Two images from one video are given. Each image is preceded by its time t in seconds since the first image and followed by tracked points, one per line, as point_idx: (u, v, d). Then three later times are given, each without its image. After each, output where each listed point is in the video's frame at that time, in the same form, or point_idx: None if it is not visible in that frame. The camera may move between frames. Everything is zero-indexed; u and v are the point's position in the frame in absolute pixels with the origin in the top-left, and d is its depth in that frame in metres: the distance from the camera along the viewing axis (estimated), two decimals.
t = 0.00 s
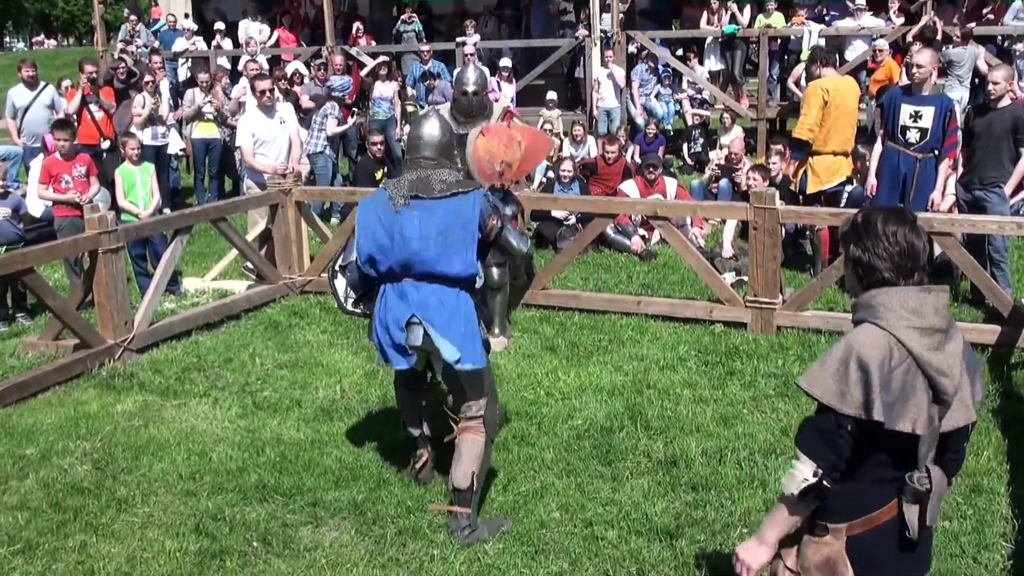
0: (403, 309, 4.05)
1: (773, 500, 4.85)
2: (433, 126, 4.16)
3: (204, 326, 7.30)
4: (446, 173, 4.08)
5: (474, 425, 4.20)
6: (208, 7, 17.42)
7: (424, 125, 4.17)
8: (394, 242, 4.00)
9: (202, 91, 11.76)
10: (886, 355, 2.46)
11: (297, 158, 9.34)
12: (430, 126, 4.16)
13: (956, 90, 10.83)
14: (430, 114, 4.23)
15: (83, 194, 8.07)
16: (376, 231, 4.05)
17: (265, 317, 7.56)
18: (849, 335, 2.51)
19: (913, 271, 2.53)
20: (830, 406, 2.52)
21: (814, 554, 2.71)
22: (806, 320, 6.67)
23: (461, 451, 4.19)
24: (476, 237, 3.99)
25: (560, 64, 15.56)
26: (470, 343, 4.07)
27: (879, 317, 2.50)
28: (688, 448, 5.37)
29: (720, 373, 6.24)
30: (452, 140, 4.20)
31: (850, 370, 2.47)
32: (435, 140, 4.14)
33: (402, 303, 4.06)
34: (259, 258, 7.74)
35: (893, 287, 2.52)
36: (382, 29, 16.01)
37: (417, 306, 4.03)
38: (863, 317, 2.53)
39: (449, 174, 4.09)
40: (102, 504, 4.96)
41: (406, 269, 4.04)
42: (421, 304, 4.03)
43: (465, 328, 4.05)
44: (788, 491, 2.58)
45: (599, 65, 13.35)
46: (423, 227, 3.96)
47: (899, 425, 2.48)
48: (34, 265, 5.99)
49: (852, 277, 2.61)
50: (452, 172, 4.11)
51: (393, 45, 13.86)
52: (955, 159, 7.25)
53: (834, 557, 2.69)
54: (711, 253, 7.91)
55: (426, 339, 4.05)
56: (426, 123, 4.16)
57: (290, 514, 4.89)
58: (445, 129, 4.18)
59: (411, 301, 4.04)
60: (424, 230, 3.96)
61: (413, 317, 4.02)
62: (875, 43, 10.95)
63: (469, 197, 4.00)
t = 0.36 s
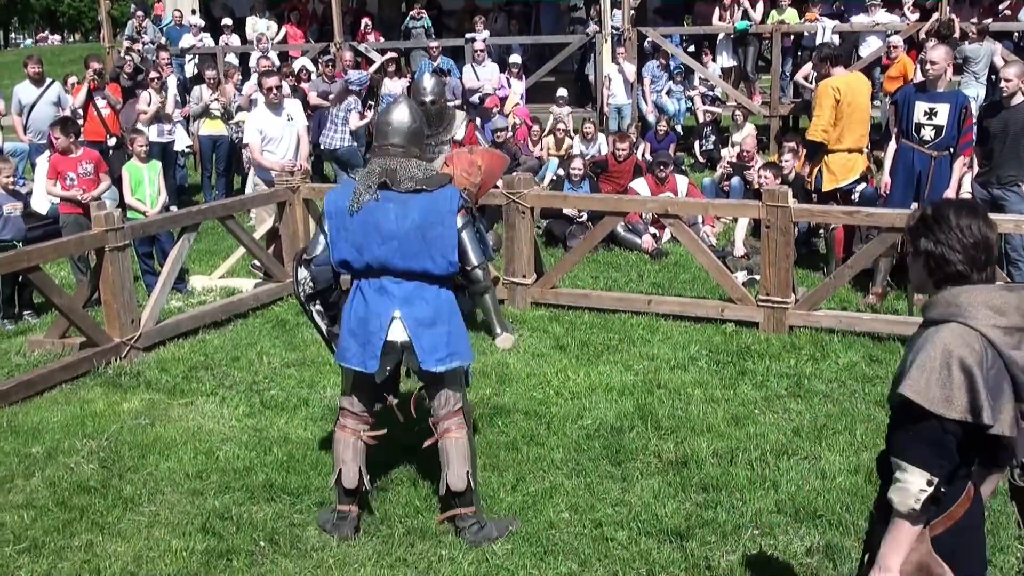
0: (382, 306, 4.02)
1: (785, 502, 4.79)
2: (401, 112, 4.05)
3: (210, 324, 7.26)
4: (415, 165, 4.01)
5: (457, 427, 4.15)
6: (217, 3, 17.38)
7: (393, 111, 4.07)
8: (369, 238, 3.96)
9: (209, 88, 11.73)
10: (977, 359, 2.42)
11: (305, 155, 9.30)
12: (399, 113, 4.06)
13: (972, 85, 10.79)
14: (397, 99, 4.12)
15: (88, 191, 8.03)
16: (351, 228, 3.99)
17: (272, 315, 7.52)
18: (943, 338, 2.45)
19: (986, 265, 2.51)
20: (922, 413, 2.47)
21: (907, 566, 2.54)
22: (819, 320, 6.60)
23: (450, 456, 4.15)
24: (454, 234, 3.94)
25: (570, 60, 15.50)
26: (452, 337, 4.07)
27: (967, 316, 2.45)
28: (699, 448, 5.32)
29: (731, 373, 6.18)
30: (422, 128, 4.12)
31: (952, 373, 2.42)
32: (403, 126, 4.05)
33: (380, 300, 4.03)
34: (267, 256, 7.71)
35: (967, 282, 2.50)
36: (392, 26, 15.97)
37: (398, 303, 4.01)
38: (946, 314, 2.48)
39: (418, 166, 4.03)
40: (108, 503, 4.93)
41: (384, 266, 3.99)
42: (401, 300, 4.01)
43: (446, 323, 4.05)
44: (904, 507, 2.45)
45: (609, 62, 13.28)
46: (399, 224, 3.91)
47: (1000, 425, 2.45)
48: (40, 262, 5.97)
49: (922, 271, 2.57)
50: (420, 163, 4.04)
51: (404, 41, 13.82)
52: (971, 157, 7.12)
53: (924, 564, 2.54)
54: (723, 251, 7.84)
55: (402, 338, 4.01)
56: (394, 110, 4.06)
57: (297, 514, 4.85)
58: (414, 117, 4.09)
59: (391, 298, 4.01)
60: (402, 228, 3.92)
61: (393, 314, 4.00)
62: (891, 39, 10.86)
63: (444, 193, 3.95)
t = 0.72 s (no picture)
0: (366, 297, 4.19)
1: (792, 501, 4.78)
2: (385, 110, 4.23)
3: (219, 321, 7.27)
4: (396, 160, 4.16)
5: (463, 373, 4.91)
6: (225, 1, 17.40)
7: (378, 108, 4.24)
8: (353, 231, 4.13)
9: (217, 86, 11.74)
10: None
11: (313, 153, 9.31)
12: (383, 110, 4.24)
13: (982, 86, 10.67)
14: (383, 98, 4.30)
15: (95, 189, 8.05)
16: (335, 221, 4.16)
17: (280, 313, 7.54)
18: (1000, 336, 2.53)
19: None
20: (987, 413, 2.57)
21: (993, 566, 2.71)
22: (826, 319, 6.59)
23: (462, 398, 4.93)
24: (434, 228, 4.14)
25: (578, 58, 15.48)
26: (433, 326, 4.28)
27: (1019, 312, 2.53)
28: (706, 447, 5.31)
29: (738, 372, 6.17)
30: (404, 125, 4.27)
31: (1011, 371, 2.52)
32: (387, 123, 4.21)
33: (363, 291, 4.20)
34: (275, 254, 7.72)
35: (1015, 278, 2.57)
36: (400, 24, 15.97)
37: (382, 294, 4.19)
38: (998, 312, 2.56)
39: (399, 160, 4.17)
40: (116, 500, 4.94)
41: (367, 258, 4.16)
42: (384, 291, 4.19)
43: (426, 313, 4.25)
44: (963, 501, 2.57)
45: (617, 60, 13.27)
46: (382, 218, 4.09)
47: None
48: (49, 260, 5.99)
49: (970, 269, 2.64)
50: (401, 157, 4.19)
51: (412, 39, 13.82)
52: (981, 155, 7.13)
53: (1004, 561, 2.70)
54: (730, 250, 7.83)
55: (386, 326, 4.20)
56: (378, 108, 4.24)
57: (304, 511, 4.86)
58: (396, 114, 4.25)
59: (375, 289, 4.19)
60: (384, 221, 4.09)
61: (377, 305, 4.17)
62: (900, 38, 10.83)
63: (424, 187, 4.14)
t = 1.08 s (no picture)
0: (393, 299, 4.61)
1: (799, 499, 4.77)
2: (400, 122, 4.69)
3: (227, 319, 7.29)
4: (415, 167, 4.65)
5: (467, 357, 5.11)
6: None
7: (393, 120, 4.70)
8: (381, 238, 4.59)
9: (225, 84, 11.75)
10: None
11: (321, 151, 9.32)
12: (398, 122, 4.69)
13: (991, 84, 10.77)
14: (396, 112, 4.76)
15: (102, 186, 8.00)
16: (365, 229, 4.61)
17: (288, 311, 7.55)
18: None
19: None
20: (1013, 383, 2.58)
21: None
22: (834, 317, 6.59)
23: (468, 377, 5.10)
24: (454, 230, 4.67)
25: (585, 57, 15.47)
26: (453, 325, 4.73)
27: None
28: (714, 445, 5.31)
29: (746, 370, 6.16)
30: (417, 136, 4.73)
31: None
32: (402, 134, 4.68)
33: (389, 293, 4.62)
34: (283, 252, 7.72)
35: None
36: (407, 22, 15.98)
37: (407, 295, 4.62)
38: None
39: (417, 168, 4.65)
40: (124, 497, 4.95)
41: (395, 262, 4.61)
42: (410, 292, 4.63)
43: (448, 312, 4.70)
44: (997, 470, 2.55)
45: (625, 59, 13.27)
46: (409, 223, 4.57)
47: None
48: (58, 257, 5.99)
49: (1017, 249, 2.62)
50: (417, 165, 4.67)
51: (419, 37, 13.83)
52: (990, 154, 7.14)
53: None
54: (738, 248, 7.83)
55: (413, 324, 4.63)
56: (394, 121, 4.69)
57: (312, 508, 4.86)
58: (412, 126, 4.73)
59: (401, 291, 4.62)
60: (412, 225, 4.58)
61: (404, 306, 4.61)
62: (909, 36, 10.81)
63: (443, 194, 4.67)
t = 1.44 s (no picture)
0: (351, 265, 4.52)
1: (803, 498, 4.77)
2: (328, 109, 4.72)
3: (231, 317, 7.29)
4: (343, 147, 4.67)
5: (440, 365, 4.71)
6: None
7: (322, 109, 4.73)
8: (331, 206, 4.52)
9: (230, 81, 11.74)
10: None
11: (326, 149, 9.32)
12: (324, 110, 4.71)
13: (997, 82, 10.70)
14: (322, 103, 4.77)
15: (99, 184, 7.91)
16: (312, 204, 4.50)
17: (292, 309, 7.54)
18: None
19: None
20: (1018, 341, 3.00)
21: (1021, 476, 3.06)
22: (840, 316, 6.57)
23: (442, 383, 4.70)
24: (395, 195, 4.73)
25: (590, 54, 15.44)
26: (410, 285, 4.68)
27: None
28: (718, 444, 5.31)
29: (751, 369, 6.16)
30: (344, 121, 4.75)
31: None
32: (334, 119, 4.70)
33: (348, 260, 4.54)
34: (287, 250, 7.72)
35: None
36: (411, 20, 15.96)
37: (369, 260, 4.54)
38: None
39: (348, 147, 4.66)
40: (129, 495, 4.96)
41: (349, 229, 4.56)
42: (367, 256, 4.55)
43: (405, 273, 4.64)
44: (983, 406, 3.13)
45: (631, 57, 13.26)
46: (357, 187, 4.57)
47: None
48: (63, 255, 5.99)
49: None
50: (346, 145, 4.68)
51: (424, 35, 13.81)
52: (995, 153, 7.10)
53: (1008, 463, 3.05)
54: (743, 247, 7.81)
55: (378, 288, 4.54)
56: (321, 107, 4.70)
57: (316, 507, 4.87)
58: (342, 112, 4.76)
59: (360, 255, 4.54)
60: (358, 190, 4.57)
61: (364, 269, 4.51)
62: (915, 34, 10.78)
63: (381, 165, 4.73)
